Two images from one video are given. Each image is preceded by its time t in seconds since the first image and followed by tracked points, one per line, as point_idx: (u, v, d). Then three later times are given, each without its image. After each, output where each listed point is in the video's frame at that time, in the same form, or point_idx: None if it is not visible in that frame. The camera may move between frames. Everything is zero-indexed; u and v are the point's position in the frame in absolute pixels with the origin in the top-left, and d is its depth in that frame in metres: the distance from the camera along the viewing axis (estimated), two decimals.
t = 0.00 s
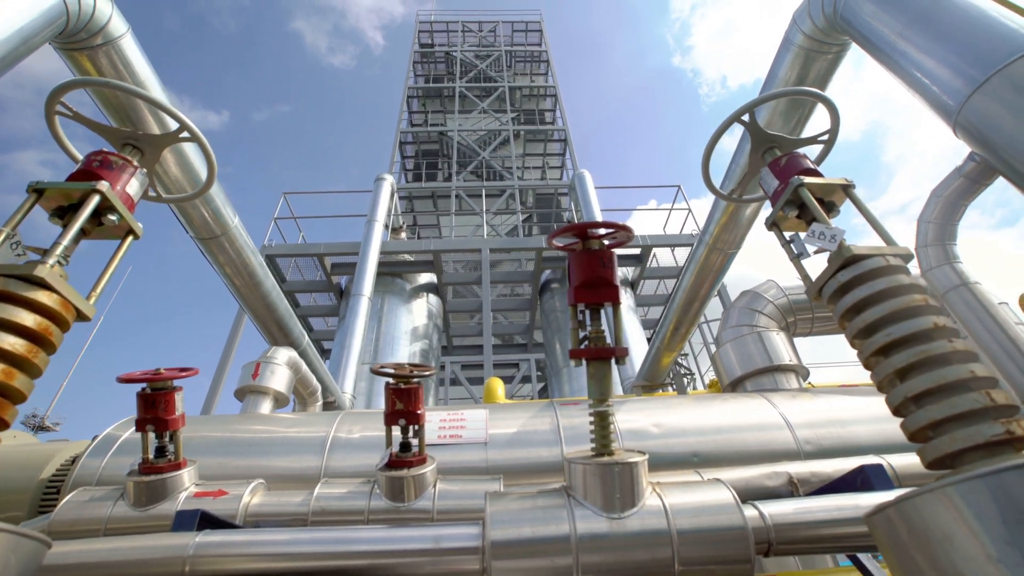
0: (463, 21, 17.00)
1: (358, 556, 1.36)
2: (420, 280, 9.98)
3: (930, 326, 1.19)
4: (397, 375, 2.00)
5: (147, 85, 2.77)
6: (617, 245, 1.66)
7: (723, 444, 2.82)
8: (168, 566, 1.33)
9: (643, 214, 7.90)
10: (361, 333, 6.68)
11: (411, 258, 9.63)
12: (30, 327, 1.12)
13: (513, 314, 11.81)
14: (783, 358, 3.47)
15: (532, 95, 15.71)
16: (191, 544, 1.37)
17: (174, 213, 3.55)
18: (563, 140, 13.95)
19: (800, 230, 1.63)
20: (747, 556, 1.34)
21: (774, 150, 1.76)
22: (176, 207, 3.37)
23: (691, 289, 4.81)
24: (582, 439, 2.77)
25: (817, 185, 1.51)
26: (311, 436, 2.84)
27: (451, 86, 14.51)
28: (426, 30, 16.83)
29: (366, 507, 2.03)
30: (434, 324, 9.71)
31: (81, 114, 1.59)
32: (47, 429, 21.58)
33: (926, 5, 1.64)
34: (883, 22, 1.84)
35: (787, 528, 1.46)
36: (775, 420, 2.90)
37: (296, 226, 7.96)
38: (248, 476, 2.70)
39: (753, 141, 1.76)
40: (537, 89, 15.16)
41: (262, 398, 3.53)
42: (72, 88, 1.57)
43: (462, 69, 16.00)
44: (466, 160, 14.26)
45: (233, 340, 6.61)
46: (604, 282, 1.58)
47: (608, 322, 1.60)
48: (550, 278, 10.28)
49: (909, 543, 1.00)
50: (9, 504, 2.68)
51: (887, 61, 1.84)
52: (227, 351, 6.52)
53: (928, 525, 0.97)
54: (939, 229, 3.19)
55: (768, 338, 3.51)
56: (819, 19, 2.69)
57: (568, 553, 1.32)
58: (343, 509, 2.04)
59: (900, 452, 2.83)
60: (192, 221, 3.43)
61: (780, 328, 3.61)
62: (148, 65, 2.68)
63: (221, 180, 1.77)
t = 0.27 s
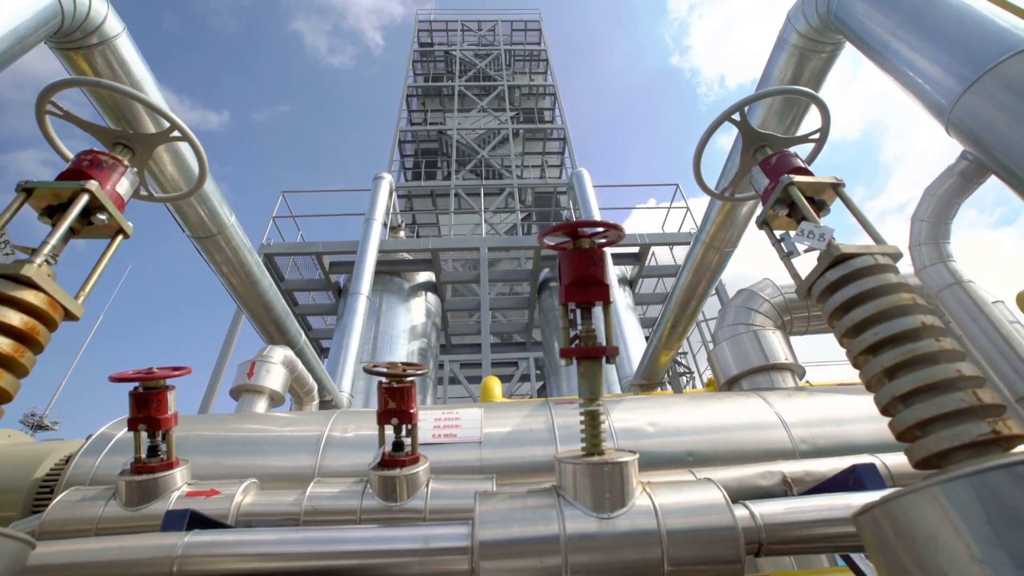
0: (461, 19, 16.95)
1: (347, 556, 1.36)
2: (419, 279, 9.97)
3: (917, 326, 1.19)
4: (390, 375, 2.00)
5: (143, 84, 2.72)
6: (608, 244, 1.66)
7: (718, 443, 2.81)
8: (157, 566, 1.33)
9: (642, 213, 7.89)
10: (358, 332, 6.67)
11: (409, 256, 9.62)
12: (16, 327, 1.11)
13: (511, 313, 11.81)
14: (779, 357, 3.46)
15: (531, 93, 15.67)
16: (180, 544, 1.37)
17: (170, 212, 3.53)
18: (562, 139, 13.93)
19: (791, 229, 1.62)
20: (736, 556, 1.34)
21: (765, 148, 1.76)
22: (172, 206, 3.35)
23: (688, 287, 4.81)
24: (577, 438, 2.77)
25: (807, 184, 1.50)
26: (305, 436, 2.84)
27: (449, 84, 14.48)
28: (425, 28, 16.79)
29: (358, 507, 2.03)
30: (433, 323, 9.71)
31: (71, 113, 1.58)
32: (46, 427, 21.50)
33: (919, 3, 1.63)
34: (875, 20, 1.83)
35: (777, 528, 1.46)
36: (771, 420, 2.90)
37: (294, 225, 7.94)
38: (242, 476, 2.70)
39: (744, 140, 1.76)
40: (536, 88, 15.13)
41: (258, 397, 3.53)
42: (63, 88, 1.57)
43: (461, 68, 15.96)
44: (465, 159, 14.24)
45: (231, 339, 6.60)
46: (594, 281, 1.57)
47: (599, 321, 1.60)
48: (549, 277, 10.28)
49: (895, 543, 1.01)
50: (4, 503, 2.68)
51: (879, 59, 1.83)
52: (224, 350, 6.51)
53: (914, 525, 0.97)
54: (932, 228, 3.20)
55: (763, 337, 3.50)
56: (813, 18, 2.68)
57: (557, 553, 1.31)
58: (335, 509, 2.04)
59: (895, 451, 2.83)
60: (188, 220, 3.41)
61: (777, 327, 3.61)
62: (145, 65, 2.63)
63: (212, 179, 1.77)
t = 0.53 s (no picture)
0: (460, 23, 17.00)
1: (336, 559, 1.36)
2: (417, 282, 9.97)
3: (904, 328, 1.19)
4: (382, 378, 1.99)
5: (137, 87, 2.73)
6: (598, 247, 1.66)
7: (713, 446, 2.81)
8: (145, 570, 1.33)
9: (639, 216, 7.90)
10: (356, 336, 6.65)
11: (408, 259, 9.61)
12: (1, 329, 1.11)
13: (510, 316, 11.81)
14: (774, 360, 3.46)
15: (530, 96, 15.70)
16: (168, 548, 1.36)
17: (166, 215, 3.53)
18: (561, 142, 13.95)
19: (780, 232, 1.63)
20: (725, 560, 1.34)
21: (755, 151, 1.76)
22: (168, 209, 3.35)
23: (685, 290, 4.80)
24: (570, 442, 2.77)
25: (796, 187, 1.50)
26: (298, 439, 2.83)
27: (448, 87, 14.50)
28: (424, 32, 16.82)
29: (350, 511, 2.02)
30: (431, 326, 9.71)
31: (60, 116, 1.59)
32: (43, 431, 21.53)
33: (910, 6, 1.63)
34: (867, 22, 1.83)
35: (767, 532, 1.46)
36: (765, 423, 2.89)
37: (292, 228, 7.93)
38: (234, 479, 2.69)
39: (735, 143, 1.77)
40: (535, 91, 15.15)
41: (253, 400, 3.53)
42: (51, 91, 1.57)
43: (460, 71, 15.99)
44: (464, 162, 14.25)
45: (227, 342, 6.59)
46: (584, 284, 1.57)
47: (589, 324, 1.60)
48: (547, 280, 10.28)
49: (880, 546, 1.01)
50: None
51: (871, 61, 1.83)
52: (221, 354, 6.50)
53: (898, 528, 0.97)
54: (925, 230, 3.20)
55: (759, 339, 3.50)
56: (807, 20, 2.69)
57: (545, 557, 1.31)
58: (327, 512, 2.03)
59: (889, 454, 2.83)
60: (184, 223, 3.41)
61: (772, 330, 3.61)
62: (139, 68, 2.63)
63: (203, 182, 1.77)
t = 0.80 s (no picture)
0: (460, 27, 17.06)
1: (326, 563, 1.35)
2: (415, 285, 9.97)
3: (894, 332, 1.19)
4: (376, 382, 1.99)
5: (133, 90, 2.74)
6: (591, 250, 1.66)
7: (708, 450, 2.81)
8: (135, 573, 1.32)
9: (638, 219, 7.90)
10: (354, 339, 6.65)
11: (406, 262, 9.62)
12: None
13: (509, 319, 11.80)
14: (771, 363, 3.46)
15: (529, 100, 15.74)
16: (159, 551, 1.36)
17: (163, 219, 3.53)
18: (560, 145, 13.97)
19: (772, 235, 1.64)
20: (716, 564, 1.34)
21: (749, 154, 1.77)
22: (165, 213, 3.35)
23: (682, 294, 4.81)
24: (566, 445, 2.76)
25: (788, 190, 1.51)
26: (294, 443, 2.83)
27: (448, 91, 14.54)
28: (423, 36, 16.88)
29: (344, 514, 2.01)
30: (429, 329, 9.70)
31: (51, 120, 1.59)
32: (41, 435, 21.48)
33: (904, 9, 1.64)
34: (861, 26, 1.84)
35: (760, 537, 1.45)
36: (762, 426, 2.89)
37: (291, 231, 7.94)
38: (230, 483, 2.69)
39: (728, 146, 1.77)
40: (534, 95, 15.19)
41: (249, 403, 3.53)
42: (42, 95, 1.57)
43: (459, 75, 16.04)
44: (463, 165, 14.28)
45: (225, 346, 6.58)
46: (576, 288, 1.57)
47: (582, 327, 1.60)
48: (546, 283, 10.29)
49: (868, 550, 1.01)
50: None
51: (866, 65, 1.84)
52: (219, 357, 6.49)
53: (886, 532, 0.98)
54: (921, 234, 3.21)
55: (755, 343, 3.50)
56: (802, 24, 2.70)
57: (536, 561, 1.31)
58: (321, 516, 2.03)
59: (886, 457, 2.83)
60: (181, 227, 3.41)
61: (769, 334, 3.61)
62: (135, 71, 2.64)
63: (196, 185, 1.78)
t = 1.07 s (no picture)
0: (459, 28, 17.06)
1: (322, 564, 1.35)
2: (414, 286, 9.97)
3: (890, 333, 1.19)
4: (373, 383, 1.99)
5: (130, 91, 2.73)
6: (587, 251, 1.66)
7: (706, 450, 2.81)
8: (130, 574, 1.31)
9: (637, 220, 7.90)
10: (352, 340, 6.63)
11: (405, 263, 9.61)
12: None
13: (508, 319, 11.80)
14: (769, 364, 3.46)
15: (529, 101, 15.75)
16: (154, 553, 1.35)
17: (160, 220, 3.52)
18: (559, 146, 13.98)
19: (768, 235, 1.64)
20: (712, 564, 1.34)
21: (745, 155, 1.77)
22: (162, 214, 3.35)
23: (680, 294, 4.80)
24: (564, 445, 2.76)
25: (784, 191, 1.51)
26: (291, 443, 2.82)
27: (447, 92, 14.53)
28: (422, 36, 16.87)
29: (341, 515, 2.01)
30: (428, 330, 9.69)
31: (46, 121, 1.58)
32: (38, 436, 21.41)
33: (902, 10, 1.64)
34: (858, 27, 1.84)
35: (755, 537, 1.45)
36: (759, 427, 2.89)
37: (290, 232, 7.92)
38: (227, 483, 2.68)
39: (724, 147, 1.77)
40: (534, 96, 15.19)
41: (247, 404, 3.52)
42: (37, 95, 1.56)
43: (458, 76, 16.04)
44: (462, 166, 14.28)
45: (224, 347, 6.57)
46: (572, 288, 1.57)
47: (577, 328, 1.60)
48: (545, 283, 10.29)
49: (862, 551, 1.01)
50: None
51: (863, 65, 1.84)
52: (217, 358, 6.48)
53: (880, 532, 0.98)
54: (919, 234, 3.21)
55: (753, 343, 3.50)
56: (800, 25, 2.70)
57: (531, 562, 1.31)
58: (318, 516, 2.02)
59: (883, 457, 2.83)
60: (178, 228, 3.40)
61: (767, 334, 3.61)
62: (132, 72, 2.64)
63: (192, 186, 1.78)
